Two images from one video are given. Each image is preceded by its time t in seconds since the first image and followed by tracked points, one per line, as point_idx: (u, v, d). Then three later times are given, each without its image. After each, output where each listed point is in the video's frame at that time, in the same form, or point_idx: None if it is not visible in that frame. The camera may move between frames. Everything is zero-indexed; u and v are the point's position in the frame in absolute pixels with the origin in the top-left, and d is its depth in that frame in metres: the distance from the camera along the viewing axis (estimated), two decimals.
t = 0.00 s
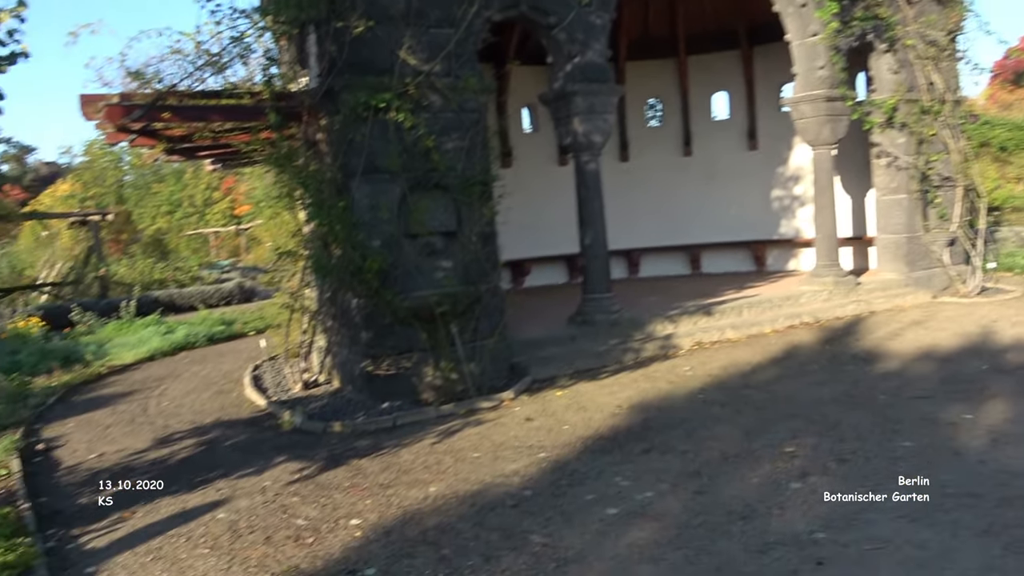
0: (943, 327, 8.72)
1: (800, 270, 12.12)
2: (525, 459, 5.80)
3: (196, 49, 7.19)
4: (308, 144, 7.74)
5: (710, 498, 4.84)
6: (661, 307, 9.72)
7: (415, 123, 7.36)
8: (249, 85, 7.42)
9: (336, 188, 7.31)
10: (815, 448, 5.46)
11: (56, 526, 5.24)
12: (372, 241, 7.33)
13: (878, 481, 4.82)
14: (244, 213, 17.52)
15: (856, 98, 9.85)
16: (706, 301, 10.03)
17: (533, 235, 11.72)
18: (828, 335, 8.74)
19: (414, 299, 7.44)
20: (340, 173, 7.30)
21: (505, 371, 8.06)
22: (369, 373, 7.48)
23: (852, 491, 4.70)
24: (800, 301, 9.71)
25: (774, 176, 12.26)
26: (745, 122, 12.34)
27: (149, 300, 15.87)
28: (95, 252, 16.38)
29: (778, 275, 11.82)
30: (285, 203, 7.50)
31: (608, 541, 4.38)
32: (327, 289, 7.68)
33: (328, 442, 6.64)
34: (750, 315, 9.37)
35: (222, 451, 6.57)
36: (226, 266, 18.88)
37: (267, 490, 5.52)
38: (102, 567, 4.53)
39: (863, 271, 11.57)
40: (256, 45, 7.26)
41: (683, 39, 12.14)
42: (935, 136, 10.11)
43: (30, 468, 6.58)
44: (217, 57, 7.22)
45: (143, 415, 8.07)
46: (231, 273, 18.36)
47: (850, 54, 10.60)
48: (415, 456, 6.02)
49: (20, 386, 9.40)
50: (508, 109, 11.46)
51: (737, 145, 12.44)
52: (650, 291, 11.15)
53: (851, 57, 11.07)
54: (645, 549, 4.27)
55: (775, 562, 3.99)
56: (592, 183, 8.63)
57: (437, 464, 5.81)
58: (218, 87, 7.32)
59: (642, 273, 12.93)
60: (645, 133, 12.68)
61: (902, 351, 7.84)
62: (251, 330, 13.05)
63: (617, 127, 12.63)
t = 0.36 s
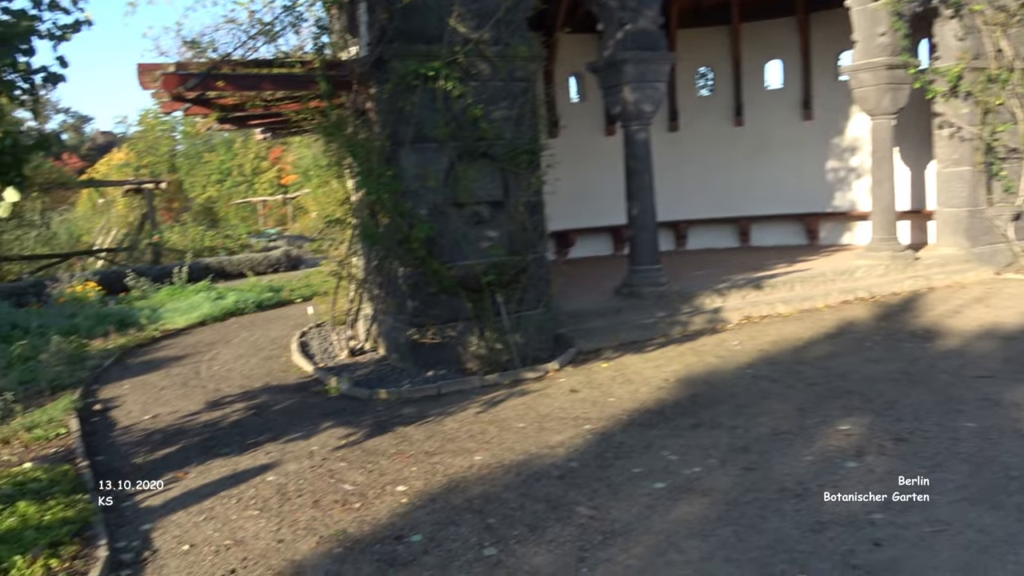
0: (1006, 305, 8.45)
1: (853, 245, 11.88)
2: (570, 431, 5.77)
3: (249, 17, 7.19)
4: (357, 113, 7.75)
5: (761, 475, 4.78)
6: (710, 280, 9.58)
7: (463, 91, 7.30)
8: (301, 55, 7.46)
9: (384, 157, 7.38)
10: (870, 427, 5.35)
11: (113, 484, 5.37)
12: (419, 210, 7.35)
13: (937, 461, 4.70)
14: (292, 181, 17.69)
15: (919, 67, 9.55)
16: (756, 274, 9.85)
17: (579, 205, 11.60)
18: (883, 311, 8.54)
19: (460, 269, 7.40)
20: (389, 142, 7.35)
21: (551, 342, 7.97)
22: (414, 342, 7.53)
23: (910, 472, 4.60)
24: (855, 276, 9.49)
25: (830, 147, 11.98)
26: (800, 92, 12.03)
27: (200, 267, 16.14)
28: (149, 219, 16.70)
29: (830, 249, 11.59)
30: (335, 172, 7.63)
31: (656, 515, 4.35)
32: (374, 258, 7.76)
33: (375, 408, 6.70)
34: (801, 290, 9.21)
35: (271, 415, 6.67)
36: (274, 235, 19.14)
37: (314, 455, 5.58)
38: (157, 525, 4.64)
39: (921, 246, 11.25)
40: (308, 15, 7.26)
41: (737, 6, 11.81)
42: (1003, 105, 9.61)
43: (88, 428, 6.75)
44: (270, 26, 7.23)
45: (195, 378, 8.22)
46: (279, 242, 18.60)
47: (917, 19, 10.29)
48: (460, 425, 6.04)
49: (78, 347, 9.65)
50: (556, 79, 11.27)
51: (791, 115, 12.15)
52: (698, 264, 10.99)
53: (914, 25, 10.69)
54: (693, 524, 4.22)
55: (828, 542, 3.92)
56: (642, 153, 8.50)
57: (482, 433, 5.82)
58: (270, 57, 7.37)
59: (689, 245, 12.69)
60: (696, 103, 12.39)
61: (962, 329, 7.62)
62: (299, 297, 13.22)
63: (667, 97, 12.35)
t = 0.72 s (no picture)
0: None
1: (906, 223, 11.56)
2: (613, 408, 5.70)
3: None
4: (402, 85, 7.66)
5: (810, 457, 4.66)
6: (758, 259, 9.36)
7: (510, 63, 7.19)
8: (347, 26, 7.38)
9: (429, 129, 7.26)
10: (925, 410, 5.18)
11: (159, 450, 5.43)
12: (463, 182, 7.26)
13: (995, 448, 4.54)
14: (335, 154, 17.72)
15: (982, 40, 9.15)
16: (804, 253, 9.62)
17: (624, 180, 11.38)
18: (937, 293, 8.29)
19: (504, 243, 7.33)
20: (435, 114, 7.23)
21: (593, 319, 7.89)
22: (456, 316, 7.47)
23: (967, 457, 4.44)
24: (909, 256, 9.19)
25: (884, 122, 11.68)
26: (855, 66, 11.70)
27: (244, 239, 16.30)
28: (194, 191, 16.88)
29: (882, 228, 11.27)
30: (380, 143, 7.63)
31: (701, 495, 4.26)
32: (417, 230, 7.71)
33: (416, 381, 6.69)
34: (852, 269, 8.94)
35: (313, 386, 6.70)
36: (316, 208, 19.24)
37: (356, 426, 5.59)
38: (202, 491, 4.67)
39: (979, 226, 10.79)
40: None
41: None
42: None
43: (135, 394, 6.84)
44: None
45: (239, 348, 8.29)
46: (321, 215, 18.71)
47: None
48: (501, 399, 6.00)
49: (125, 315, 9.79)
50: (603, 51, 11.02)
51: (844, 89, 11.82)
52: (745, 241, 10.76)
53: None
54: (740, 506, 4.13)
55: (880, 528, 3.80)
56: (691, 127, 8.32)
57: (523, 408, 5.77)
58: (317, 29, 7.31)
59: (735, 224, 12.26)
60: (746, 77, 12.03)
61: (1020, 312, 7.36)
62: (340, 270, 13.28)
63: (717, 70, 11.96)
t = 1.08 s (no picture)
0: None
1: (956, 207, 11.24)
2: (653, 389, 5.58)
3: None
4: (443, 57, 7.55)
5: (856, 443, 4.50)
6: (801, 240, 9.12)
7: (553, 36, 7.02)
8: None
9: (470, 102, 7.18)
10: (976, 397, 5.00)
11: (194, 422, 5.44)
12: (503, 158, 7.14)
13: None
14: (372, 129, 17.72)
15: None
16: (849, 235, 9.37)
17: (665, 159, 11.16)
18: (988, 278, 8.02)
19: (543, 220, 7.22)
20: (475, 88, 7.15)
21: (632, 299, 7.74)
22: (494, 293, 7.43)
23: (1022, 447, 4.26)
24: (958, 240, 8.87)
25: (936, 103, 11.34)
26: (907, 44, 11.32)
27: (281, 213, 16.37)
28: (231, 165, 16.98)
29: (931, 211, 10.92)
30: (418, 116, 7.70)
31: (743, 479, 4.13)
32: (456, 206, 7.62)
33: (452, 358, 6.63)
34: (899, 252, 8.65)
35: (348, 361, 6.67)
36: (353, 184, 19.28)
37: (392, 402, 5.54)
38: (238, 464, 4.67)
39: None
40: None
41: None
42: None
43: (171, 366, 6.88)
44: None
45: (275, 322, 8.31)
46: (357, 190, 18.76)
47: None
48: (538, 377, 5.92)
49: (162, 287, 9.87)
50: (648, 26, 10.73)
51: (895, 68, 11.44)
52: (788, 222, 10.52)
53: None
54: (784, 490, 3.99)
55: (929, 517, 3.65)
56: (737, 104, 8.12)
57: (561, 387, 5.68)
58: None
59: (778, 205, 12.00)
60: (793, 55, 11.64)
61: None
62: (376, 246, 13.27)
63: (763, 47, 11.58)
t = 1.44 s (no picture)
0: None
1: (1003, 194, 10.76)
2: (688, 374, 5.47)
3: None
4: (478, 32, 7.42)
5: (899, 435, 4.35)
6: (842, 226, 8.88)
7: (592, 11, 6.83)
8: None
9: (505, 78, 7.00)
10: None
11: (225, 398, 5.43)
12: (539, 136, 7.02)
13: None
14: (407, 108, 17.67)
15: None
16: (892, 220, 9.12)
17: (705, 140, 10.91)
18: None
19: (578, 201, 7.10)
20: (512, 63, 7.02)
21: (666, 283, 7.64)
22: (527, 274, 7.35)
23: None
24: (1005, 228, 8.57)
25: (986, 85, 10.85)
26: (958, 23, 10.89)
27: (314, 190, 16.39)
28: (265, 141, 17.01)
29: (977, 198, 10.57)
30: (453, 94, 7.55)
31: (780, 469, 4.00)
32: (489, 185, 7.51)
33: (484, 339, 6.55)
34: (945, 239, 8.38)
35: (380, 340, 6.63)
36: (386, 162, 19.26)
37: (423, 382, 5.49)
38: (267, 441, 4.64)
39: None
40: None
41: None
42: None
43: (202, 341, 6.90)
44: None
45: (306, 299, 8.29)
46: (391, 169, 18.74)
47: None
48: (571, 361, 5.82)
49: (195, 263, 9.91)
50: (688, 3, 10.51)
51: (945, 48, 11.02)
52: (828, 207, 10.28)
53: None
54: (824, 482, 3.85)
55: (976, 514, 3.50)
56: (780, 84, 7.92)
57: (594, 371, 5.59)
58: None
59: (818, 188, 11.80)
60: (839, 34, 11.37)
61: None
62: (409, 225, 13.23)
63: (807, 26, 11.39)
